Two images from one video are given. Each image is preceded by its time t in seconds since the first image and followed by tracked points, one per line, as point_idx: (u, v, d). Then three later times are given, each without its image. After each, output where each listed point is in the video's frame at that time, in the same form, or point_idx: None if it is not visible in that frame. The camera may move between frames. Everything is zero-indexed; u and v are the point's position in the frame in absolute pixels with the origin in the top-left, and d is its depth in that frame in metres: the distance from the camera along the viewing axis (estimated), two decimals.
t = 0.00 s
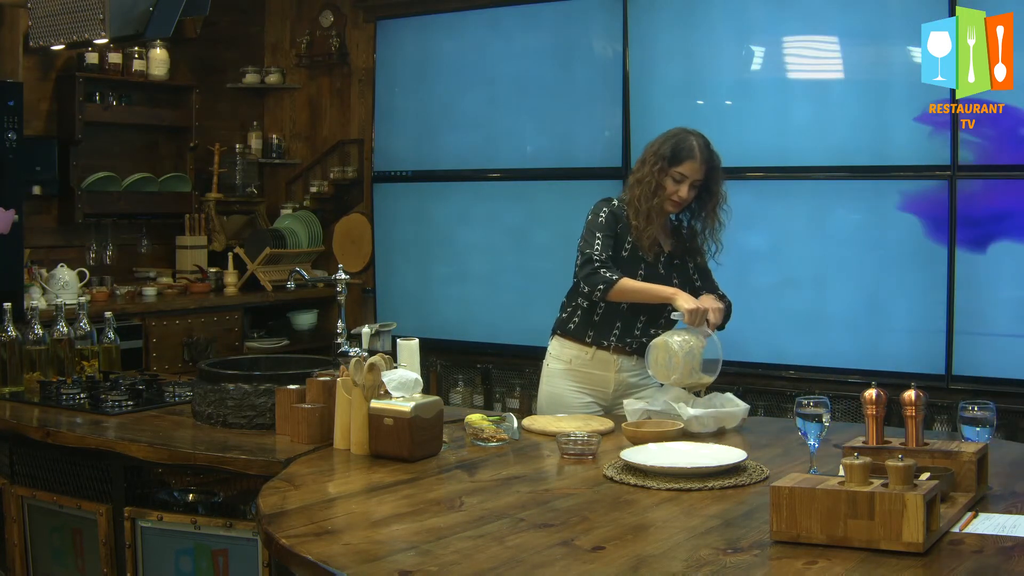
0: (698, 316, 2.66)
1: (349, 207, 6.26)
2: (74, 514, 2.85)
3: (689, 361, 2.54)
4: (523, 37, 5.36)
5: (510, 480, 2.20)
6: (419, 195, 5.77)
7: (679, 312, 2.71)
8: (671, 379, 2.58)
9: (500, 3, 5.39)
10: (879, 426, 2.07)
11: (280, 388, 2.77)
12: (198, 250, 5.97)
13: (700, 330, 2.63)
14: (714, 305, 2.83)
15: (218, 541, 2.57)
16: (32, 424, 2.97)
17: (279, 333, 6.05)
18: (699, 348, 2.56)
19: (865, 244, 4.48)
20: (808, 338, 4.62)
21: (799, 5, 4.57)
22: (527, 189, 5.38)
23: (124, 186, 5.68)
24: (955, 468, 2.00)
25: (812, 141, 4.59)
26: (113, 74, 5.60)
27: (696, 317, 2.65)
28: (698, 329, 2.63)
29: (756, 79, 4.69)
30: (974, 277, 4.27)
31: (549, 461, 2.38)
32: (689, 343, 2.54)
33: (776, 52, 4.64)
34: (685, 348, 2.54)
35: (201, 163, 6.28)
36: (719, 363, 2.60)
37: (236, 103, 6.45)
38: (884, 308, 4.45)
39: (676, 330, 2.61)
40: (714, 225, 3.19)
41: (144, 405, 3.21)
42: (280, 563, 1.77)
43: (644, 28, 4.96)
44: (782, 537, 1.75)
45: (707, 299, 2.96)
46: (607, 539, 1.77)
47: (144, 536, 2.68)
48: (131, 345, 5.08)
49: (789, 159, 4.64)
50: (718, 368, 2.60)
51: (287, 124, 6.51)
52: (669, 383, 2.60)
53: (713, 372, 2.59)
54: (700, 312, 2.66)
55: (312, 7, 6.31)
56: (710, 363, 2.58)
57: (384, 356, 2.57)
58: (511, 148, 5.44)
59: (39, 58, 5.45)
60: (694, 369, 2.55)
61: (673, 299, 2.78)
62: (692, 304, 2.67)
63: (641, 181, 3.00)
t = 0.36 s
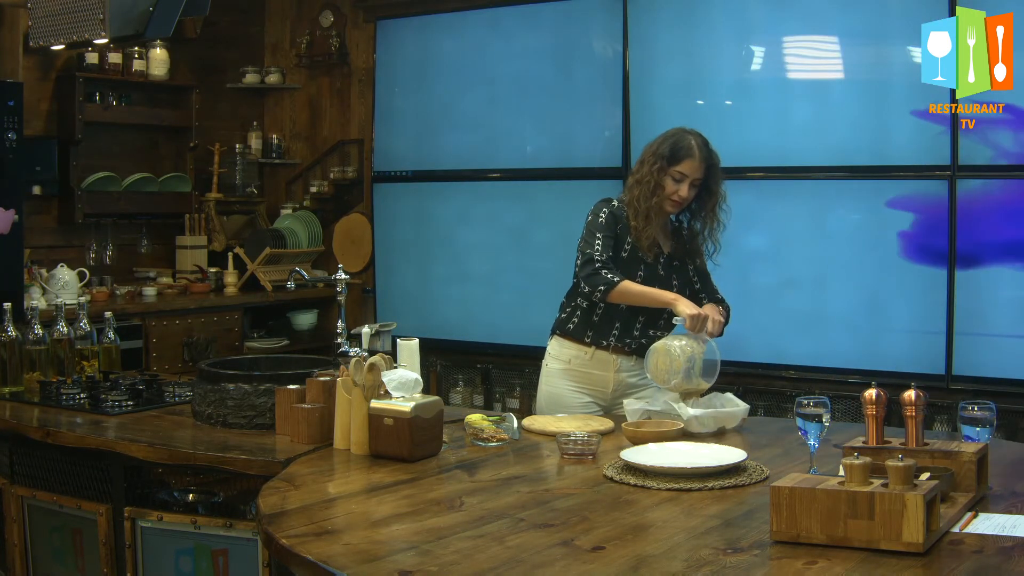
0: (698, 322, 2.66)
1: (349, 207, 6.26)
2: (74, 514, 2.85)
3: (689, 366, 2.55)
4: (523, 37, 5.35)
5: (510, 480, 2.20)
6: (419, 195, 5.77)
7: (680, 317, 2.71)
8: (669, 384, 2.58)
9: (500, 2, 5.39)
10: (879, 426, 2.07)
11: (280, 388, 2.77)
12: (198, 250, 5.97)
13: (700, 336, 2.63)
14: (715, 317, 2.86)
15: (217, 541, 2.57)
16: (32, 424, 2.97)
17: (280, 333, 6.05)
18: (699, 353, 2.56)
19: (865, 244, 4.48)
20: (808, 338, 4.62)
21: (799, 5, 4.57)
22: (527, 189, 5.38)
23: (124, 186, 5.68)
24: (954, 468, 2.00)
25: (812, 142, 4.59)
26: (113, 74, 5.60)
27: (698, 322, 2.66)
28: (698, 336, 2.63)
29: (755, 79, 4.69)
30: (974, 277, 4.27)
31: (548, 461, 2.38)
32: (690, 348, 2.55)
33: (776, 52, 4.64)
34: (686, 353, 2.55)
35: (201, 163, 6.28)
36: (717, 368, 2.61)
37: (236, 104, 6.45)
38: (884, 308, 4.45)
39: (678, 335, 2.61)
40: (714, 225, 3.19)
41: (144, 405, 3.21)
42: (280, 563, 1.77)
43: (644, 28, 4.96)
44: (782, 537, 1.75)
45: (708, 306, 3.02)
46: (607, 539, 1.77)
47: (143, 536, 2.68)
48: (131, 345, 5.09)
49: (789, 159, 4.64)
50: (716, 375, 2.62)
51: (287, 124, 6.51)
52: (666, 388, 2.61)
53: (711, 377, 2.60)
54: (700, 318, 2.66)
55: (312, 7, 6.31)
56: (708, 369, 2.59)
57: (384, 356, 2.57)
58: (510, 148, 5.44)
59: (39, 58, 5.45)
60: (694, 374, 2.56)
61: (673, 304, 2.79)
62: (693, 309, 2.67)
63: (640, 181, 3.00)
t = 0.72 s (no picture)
0: (697, 321, 2.67)
1: (349, 207, 6.26)
2: (74, 514, 2.85)
3: (686, 365, 2.53)
4: (523, 37, 5.35)
5: (510, 480, 2.20)
6: (419, 195, 5.77)
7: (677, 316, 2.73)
8: (667, 382, 2.58)
9: (500, 2, 5.39)
10: (879, 426, 2.07)
11: (280, 388, 2.77)
12: (198, 250, 5.97)
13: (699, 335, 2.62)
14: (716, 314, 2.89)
15: (217, 541, 2.57)
16: (32, 424, 2.97)
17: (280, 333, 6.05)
18: (697, 352, 2.55)
19: (865, 244, 4.48)
20: (809, 338, 4.61)
21: (798, 5, 4.57)
22: (527, 189, 5.38)
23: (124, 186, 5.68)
24: (955, 468, 2.00)
25: (812, 142, 4.59)
26: (113, 74, 5.60)
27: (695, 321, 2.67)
28: (697, 334, 2.63)
29: (755, 79, 4.69)
30: (975, 277, 4.27)
31: (549, 461, 2.38)
32: (687, 347, 2.54)
33: (776, 52, 4.64)
34: (684, 351, 2.53)
35: (201, 162, 6.28)
36: (717, 367, 2.59)
37: (236, 104, 6.45)
38: (883, 308, 4.45)
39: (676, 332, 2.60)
40: (714, 223, 3.19)
41: (144, 405, 3.22)
42: (280, 563, 1.77)
43: (644, 28, 4.96)
44: (782, 537, 1.75)
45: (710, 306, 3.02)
46: (607, 539, 1.77)
47: (143, 536, 2.68)
48: (131, 345, 5.09)
49: (789, 159, 4.64)
50: (717, 373, 2.59)
51: (287, 124, 6.51)
52: (665, 386, 2.60)
53: (710, 375, 2.58)
54: (699, 316, 2.67)
55: (312, 7, 6.31)
56: (708, 368, 2.57)
57: (384, 356, 2.57)
58: (511, 148, 5.44)
59: (39, 58, 5.45)
60: (690, 373, 2.55)
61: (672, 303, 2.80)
62: (692, 309, 2.68)
63: (637, 180, 3.01)
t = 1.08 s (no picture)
0: (697, 324, 2.66)
1: (349, 207, 6.26)
2: (74, 514, 2.85)
3: (684, 367, 2.52)
4: (523, 37, 5.35)
5: (510, 480, 2.20)
6: (419, 195, 5.77)
7: (678, 319, 2.71)
8: (663, 384, 2.56)
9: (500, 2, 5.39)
10: (879, 426, 2.07)
11: (280, 388, 2.77)
12: (198, 249, 5.97)
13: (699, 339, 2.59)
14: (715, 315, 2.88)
15: (217, 541, 2.57)
16: (32, 424, 2.97)
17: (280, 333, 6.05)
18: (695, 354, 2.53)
19: (865, 244, 4.48)
20: (809, 338, 4.61)
21: (798, 5, 4.57)
22: (527, 189, 5.38)
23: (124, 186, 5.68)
24: (954, 468, 2.00)
25: (812, 142, 4.59)
26: (113, 74, 5.60)
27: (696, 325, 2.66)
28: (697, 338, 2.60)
29: (756, 79, 4.69)
30: (975, 276, 4.27)
31: (548, 461, 2.38)
32: (686, 350, 2.52)
33: (776, 52, 4.64)
34: (682, 354, 2.52)
35: (201, 162, 6.28)
36: (715, 370, 2.57)
37: (236, 104, 6.45)
38: (883, 307, 4.45)
39: (674, 335, 2.58)
40: (714, 222, 3.19)
41: (144, 405, 3.21)
42: (280, 563, 1.77)
43: (644, 27, 4.96)
44: (782, 537, 1.75)
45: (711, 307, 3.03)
46: (607, 539, 1.77)
47: (143, 536, 2.68)
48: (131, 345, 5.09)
49: (789, 159, 4.64)
50: (714, 376, 2.58)
51: (287, 124, 6.51)
52: (661, 387, 2.59)
53: (708, 378, 2.57)
54: (699, 319, 2.66)
55: (312, 7, 6.31)
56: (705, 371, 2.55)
57: (384, 356, 2.57)
58: (511, 148, 5.44)
59: (39, 58, 5.45)
60: (688, 375, 2.54)
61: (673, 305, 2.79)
62: (692, 311, 2.67)
63: (638, 180, 3.01)
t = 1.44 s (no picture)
0: (701, 325, 2.65)
1: (349, 207, 6.26)
2: (74, 514, 2.85)
3: (691, 368, 2.54)
4: (523, 37, 5.35)
5: (510, 480, 2.20)
6: (419, 195, 5.77)
7: (681, 320, 2.71)
8: (671, 386, 2.57)
9: (499, 2, 5.39)
10: (879, 426, 2.07)
11: (280, 388, 2.77)
12: (198, 250, 5.97)
13: (704, 339, 2.63)
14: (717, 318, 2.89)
15: (217, 541, 2.57)
16: (32, 424, 2.97)
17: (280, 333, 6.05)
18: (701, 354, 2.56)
19: (865, 244, 4.48)
20: (809, 338, 4.61)
21: (798, 5, 4.57)
22: (527, 189, 5.38)
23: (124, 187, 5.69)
24: (954, 468, 2.00)
25: (812, 142, 4.59)
26: (113, 74, 5.60)
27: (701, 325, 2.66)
28: (701, 338, 2.63)
29: (756, 79, 4.69)
30: (975, 276, 4.27)
31: (548, 461, 2.38)
32: (692, 350, 2.55)
33: (776, 52, 4.64)
34: (689, 355, 2.55)
35: (201, 162, 6.29)
36: (720, 370, 2.61)
37: (236, 104, 6.45)
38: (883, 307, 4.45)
39: (679, 336, 2.61)
40: (713, 223, 3.19)
41: (144, 405, 3.22)
42: (280, 563, 1.77)
43: (644, 27, 4.96)
44: (782, 537, 1.75)
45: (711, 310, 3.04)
46: (607, 539, 1.77)
47: (144, 537, 2.68)
48: (132, 345, 5.09)
49: (789, 159, 4.64)
50: (719, 376, 2.61)
51: (287, 124, 6.51)
52: (667, 389, 2.60)
53: (714, 378, 2.60)
54: (703, 320, 2.66)
55: (312, 7, 6.31)
56: (711, 372, 2.58)
57: (384, 356, 2.57)
58: (511, 148, 5.44)
59: (39, 58, 5.45)
60: (695, 376, 2.55)
61: (676, 307, 2.78)
62: (697, 311, 2.67)
63: (638, 180, 3.01)
